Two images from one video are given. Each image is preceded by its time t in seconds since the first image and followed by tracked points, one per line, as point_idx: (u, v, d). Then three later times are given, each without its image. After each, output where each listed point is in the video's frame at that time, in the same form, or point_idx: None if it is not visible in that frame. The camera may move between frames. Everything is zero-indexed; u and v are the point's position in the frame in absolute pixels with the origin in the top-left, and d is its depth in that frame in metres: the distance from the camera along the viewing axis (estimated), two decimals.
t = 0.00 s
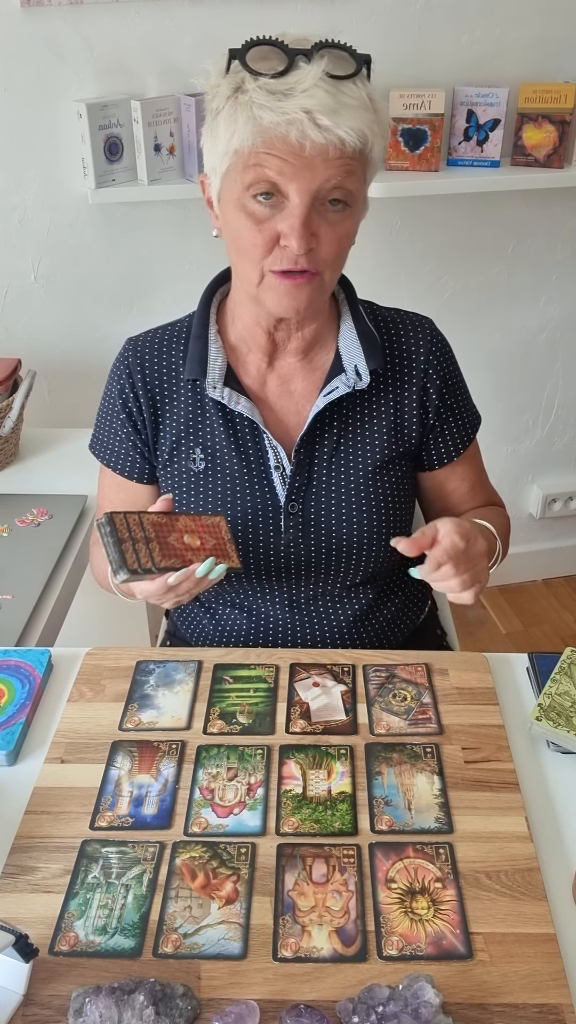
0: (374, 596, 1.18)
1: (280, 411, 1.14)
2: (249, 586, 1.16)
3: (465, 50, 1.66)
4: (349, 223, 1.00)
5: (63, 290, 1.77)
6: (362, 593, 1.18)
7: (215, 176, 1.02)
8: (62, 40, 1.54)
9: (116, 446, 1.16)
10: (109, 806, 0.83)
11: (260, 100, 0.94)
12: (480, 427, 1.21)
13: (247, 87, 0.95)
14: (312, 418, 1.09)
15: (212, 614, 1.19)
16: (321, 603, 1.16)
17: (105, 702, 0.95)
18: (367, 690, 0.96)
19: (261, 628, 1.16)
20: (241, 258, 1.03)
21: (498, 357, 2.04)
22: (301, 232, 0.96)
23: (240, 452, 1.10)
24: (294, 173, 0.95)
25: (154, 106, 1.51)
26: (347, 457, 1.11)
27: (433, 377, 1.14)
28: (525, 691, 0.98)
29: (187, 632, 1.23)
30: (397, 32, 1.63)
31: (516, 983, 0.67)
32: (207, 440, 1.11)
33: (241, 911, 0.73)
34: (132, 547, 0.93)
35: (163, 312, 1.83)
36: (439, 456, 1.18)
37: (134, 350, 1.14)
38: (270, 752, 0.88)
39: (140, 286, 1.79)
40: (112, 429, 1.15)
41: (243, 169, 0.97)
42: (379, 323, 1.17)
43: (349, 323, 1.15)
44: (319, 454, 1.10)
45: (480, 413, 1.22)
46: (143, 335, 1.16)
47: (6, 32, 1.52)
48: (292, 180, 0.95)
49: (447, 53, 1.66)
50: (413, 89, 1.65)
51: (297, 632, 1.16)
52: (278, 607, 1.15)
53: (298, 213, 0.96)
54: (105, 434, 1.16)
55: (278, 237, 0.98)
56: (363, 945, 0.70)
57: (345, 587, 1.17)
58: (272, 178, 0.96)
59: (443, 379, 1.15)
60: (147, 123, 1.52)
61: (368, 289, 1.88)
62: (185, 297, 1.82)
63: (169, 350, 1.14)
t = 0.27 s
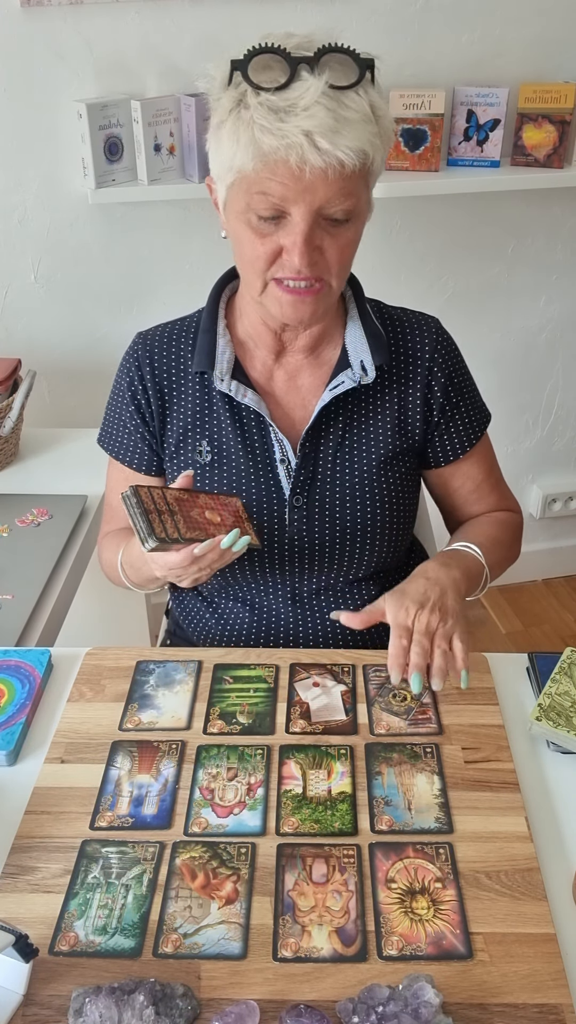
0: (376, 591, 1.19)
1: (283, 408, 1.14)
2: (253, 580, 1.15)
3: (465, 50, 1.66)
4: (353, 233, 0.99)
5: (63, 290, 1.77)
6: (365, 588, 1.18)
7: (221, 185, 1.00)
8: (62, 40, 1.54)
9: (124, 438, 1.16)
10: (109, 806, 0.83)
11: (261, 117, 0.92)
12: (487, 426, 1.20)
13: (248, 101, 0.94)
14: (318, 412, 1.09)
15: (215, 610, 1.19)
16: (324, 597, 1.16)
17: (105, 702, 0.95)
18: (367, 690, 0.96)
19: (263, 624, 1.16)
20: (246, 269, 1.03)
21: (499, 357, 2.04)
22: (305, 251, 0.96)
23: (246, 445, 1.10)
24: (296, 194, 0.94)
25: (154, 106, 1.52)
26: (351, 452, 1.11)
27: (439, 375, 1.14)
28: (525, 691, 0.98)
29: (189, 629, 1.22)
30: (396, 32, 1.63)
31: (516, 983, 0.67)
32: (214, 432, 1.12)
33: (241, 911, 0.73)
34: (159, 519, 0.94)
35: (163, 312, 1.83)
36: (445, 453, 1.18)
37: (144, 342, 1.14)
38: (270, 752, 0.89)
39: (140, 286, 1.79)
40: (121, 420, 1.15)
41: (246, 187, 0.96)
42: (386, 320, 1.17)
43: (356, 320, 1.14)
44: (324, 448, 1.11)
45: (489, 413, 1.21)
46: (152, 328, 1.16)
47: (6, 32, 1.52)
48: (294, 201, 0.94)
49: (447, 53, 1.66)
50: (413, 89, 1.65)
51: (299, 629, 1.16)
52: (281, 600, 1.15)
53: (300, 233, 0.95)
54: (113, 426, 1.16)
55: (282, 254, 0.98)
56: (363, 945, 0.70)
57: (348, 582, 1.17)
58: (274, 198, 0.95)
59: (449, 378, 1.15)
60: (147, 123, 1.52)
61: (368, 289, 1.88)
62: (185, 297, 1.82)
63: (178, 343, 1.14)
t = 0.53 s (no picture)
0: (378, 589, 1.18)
1: (284, 406, 1.14)
2: (254, 579, 1.16)
3: (465, 50, 1.66)
4: (366, 244, 1.00)
5: (63, 290, 1.77)
6: (367, 586, 1.17)
7: (235, 201, 0.99)
8: (62, 40, 1.54)
9: (126, 436, 1.16)
10: (109, 806, 0.83)
11: (285, 141, 0.91)
12: (491, 425, 1.20)
13: (270, 121, 0.92)
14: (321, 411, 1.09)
15: (217, 609, 1.19)
16: (325, 595, 1.16)
17: (105, 702, 0.95)
18: (367, 690, 0.96)
19: (264, 623, 1.16)
20: (261, 281, 1.02)
21: (498, 357, 2.04)
22: (327, 270, 0.96)
23: (248, 444, 1.10)
24: (320, 218, 0.93)
25: (154, 107, 1.52)
26: (353, 451, 1.11)
27: (442, 375, 1.14)
28: (525, 691, 0.98)
29: (191, 628, 1.23)
30: (396, 32, 1.63)
31: (516, 983, 0.67)
32: (216, 431, 1.12)
33: (241, 911, 0.73)
34: (138, 535, 0.98)
35: (163, 312, 1.83)
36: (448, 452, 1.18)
37: (146, 341, 1.14)
38: (270, 752, 0.88)
39: (140, 286, 1.79)
40: (122, 418, 1.15)
41: (266, 209, 0.95)
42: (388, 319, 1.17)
43: (359, 321, 1.14)
44: (326, 447, 1.10)
45: (493, 413, 1.21)
46: (155, 327, 1.16)
47: (6, 32, 1.52)
48: (318, 224, 0.94)
49: (447, 53, 1.66)
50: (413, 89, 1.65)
51: (300, 628, 1.16)
52: (282, 598, 1.15)
53: (323, 255, 0.95)
54: (116, 424, 1.16)
55: (301, 269, 0.98)
56: (363, 945, 0.70)
57: (349, 580, 1.16)
58: (297, 221, 0.94)
59: (452, 377, 1.15)
60: (147, 123, 1.52)
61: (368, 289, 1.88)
62: (185, 297, 1.82)
63: (180, 342, 1.14)
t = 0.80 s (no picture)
0: (379, 590, 1.18)
1: (285, 407, 1.14)
2: (254, 580, 1.16)
3: (465, 50, 1.66)
4: (371, 248, 1.00)
5: (63, 290, 1.77)
6: (367, 587, 1.17)
7: (240, 204, 0.98)
8: (62, 40, 1.54)
9: (126, 437, 1.16)
10: (109, 806, 0.83)
11: (292, 144, 0.91)
12: (492, 426, 1.20)
13: (276, 124, 0.92)
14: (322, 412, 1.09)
15: (217, 609, 1.19)
16: (325, 596, 1.16)
17: (105, 702, 0.95)
18: (364, 690, 0.96)
19: (264, 624, 1.16)
20: (265, 284, 1.01)
21: (498, 358, 2.04)
22: (333, 274, 0.95)
23: (249, 445, 1.10)
24: (327, 221, 0.93)
25: (154, 107, 1.52)
26: (354, 452, 1.11)
27: (443, 376, 1.14)
28: (525, 691, 0.98)
29: (191, 629, 1.23)
30: (396, 32, 1.63)
31: (516, 983, 0.67)
32: (216, 432, 1.12)
33: (241, 911, 0.73)
34: (143, 536, 0.97)
35: (163, 312, 1.83)
36: (449, 454, 1.18)
37: (147, 342, 1.14)
38: (270, 752, 0.88)
39: (140, 286, 1.79)
40: (123, 420, 1.15)
41: (272, 212, 0.95)
42: (389, 321, 1.17)
43: (360, 324, 1.15)
44: (327, 448, 1.10)
45: (495, 414, 1.21)
46: (156, 328, 1.16)
47: (6, 32, 1.52)
48: (325, 228, 0.93)
49: (447, 52, 1.66)
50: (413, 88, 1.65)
51: (300, 628, 1.16)
52: (282, 600, 1.15)
53: (329, 258, 0.95)
54: (116, 425, 1.16)
55: (306, 272, 0.97)
56: (363, 945, 0.70)
57: (349, 581, 1.16)
58: (304, 225, 0.94)
59: (453, 379, 1.15)
60: (148, 123, 1.52)
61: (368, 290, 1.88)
62: (185, 298, 1.82)
63: (181, 343, 1.14)
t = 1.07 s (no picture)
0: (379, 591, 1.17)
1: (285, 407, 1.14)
2: (253, 580, 1.16)
3: (465, 50, 1.66)
4: (371, 245, 1.00)
5: (63, 290, 1.77)
6: (367, 587, 1.17)
7: (240, 199, 0.98)
8: (62, 40, 1.54)
9: (125, 438, 1.16)
10: (109, 806, 0.83)
11: (291, 136, 0.91)
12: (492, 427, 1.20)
13: (276, 116, 0.92)
14: (323, 413, 1.09)
15: (217, 609, 1.18)
16: (325, 598, 1.15)
17: (105, 702, 0.95)
18: (364, 689, 0.96)
19: (263, 624, 1.16)
20: (266, 281, 1.01)
21: (498, 358, 2.04)
22: (333, 268, 0.95)
23: (249, 446, 1.10)
24: (327, 214, 0.93)
25: (154, 107, 1.52)
26: (354, 452, 1.12)
27: (443, 377, 1.14)
28: (525, 691, 0.98)
29: (191, 629, 1.22)
30: (397, 32, 1.63)
31: (516, 983, 0.67)
32: (217, 433, 1.11)
33: (241, 911, 0.73)
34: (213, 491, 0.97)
35: (163, 312, 1.83)
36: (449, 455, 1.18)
37: (147, 343, 1.14)
38: (270, 752, 0.88)
39: (140, 286, 1.79)
40: (123, 420, 1.15)
41: (272, 206, 0.94)
42: (390, 322, 1.17)
43: (361, 325, 1.15)
44: (328, 448, 1.11)
45: (494, 417, 1.21)
46: (156, 328, 1.16)
47: (6, 32, 1.52)
48: (325, 220, 0.93)
49: (447, 52, 1.66)
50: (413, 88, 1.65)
51: (300, 628, 1.15)
52: (282, 600, 1.15)
53: (330, 252, 0.94)
54: (115, 425, 1.16)
55: (307, 267, 0.97)
56: (363, 945, 0.70)
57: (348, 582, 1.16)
58: (304, 218, 0.94)
59: (454, 379, 1.15)
60: (147, 123, 1.52)
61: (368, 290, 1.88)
62: (185, 297, 1.82)
63: (181, 344, 1.13)
